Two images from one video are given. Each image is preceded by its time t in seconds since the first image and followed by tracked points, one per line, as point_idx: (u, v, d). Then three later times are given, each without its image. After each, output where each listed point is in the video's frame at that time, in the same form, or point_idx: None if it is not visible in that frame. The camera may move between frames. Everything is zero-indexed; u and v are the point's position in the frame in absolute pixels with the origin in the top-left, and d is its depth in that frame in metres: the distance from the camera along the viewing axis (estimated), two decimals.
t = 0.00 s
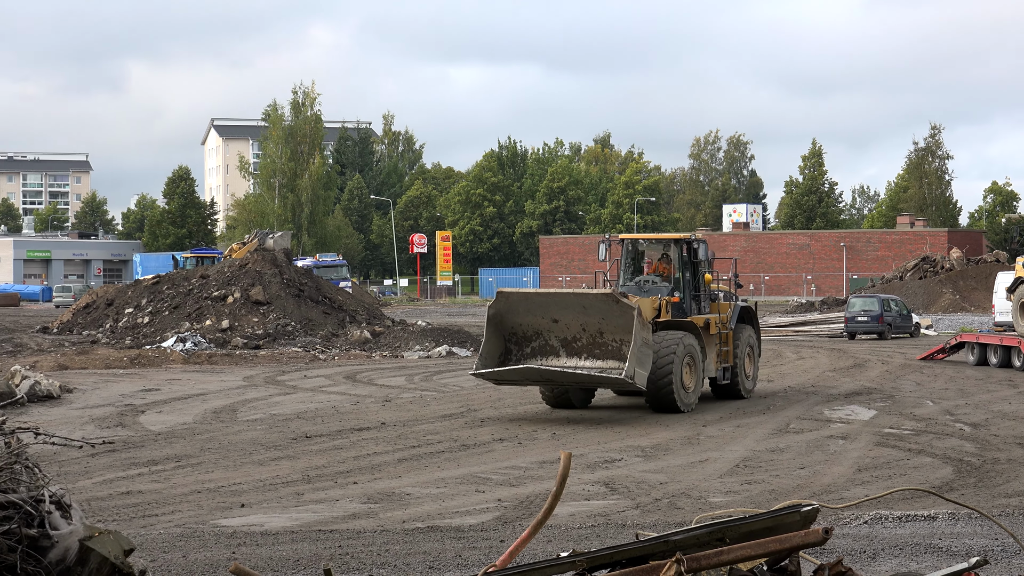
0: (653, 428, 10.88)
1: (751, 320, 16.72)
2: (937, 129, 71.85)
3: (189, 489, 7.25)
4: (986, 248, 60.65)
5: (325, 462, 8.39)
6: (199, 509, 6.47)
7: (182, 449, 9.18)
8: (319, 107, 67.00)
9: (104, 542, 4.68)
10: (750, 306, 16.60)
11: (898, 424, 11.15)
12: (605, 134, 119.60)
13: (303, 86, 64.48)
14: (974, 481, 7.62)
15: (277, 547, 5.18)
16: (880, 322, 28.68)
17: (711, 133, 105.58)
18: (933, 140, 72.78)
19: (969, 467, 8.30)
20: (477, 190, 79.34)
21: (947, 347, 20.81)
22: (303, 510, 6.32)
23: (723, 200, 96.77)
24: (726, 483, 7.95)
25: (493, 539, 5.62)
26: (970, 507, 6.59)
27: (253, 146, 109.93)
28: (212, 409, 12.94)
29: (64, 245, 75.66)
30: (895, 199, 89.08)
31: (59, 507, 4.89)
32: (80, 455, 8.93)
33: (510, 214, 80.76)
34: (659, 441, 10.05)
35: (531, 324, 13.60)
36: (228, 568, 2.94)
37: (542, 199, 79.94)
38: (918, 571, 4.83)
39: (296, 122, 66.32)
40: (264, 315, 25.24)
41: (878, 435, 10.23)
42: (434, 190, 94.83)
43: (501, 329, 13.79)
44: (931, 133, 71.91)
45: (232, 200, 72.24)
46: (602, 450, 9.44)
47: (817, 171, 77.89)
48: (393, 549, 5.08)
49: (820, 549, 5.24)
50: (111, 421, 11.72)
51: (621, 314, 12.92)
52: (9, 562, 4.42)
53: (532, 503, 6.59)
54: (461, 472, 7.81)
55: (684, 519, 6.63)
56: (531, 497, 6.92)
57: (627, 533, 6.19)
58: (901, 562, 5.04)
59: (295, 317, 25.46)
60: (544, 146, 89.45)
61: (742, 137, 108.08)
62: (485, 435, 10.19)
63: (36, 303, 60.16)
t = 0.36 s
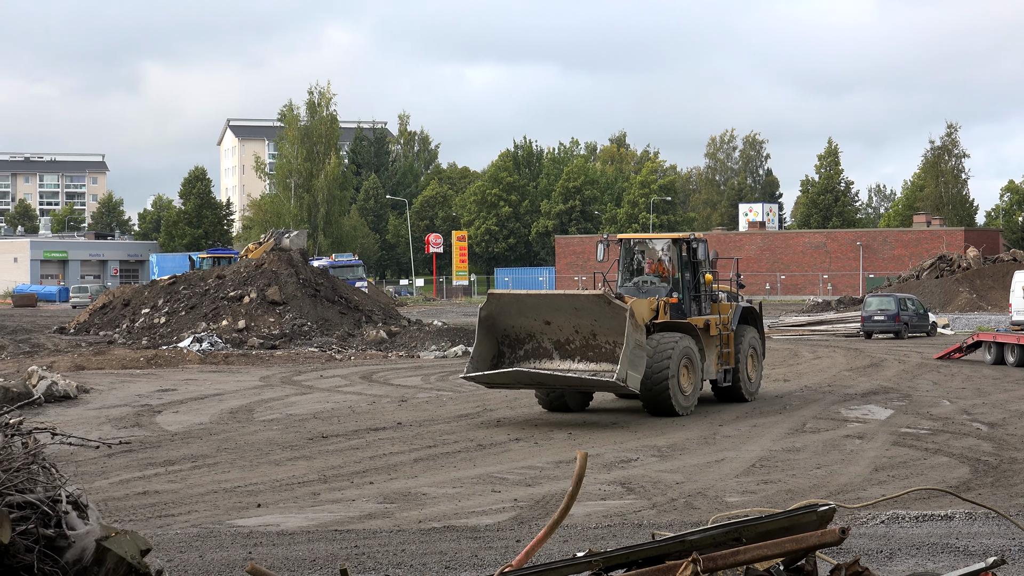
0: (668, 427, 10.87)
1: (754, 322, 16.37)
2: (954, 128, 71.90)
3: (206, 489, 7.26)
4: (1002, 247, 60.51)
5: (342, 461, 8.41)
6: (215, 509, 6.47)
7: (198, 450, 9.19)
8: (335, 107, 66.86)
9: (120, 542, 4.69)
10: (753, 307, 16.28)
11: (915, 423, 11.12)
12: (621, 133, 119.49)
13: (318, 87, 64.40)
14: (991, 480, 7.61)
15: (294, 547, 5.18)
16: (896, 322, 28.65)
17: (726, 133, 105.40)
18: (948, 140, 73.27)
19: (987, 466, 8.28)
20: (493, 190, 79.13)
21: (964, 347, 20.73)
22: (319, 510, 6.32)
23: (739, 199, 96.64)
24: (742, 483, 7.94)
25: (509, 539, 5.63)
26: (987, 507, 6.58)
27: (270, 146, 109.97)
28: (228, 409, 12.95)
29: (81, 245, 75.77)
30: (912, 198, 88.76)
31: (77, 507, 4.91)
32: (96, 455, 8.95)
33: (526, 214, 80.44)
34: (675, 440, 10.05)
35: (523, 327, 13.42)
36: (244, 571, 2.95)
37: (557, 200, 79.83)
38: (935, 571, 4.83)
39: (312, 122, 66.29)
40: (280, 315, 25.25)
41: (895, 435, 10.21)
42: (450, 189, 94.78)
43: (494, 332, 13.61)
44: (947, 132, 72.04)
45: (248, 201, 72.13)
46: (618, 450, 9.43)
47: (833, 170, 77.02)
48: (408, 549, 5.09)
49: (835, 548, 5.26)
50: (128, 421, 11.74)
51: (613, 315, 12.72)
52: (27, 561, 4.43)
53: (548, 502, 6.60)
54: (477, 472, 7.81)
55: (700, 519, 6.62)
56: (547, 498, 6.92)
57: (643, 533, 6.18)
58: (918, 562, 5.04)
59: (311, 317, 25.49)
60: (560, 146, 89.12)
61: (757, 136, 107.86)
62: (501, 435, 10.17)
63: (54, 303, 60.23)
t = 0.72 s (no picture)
0: (685, 428, 10.89)
1: (757, 323, 16.02)
2: (970, 127, 71.94)
3: (224, 489, 7.27)
4: (1019, 246, 60.31)
5: (359, 461, 8.42)
6: (233, 509, 6.48)
7: (216, 450, 9.19)
8: (351, 107, 66.67)
9: (138, 541, 4.71)
10: (757, 308, 15.90)
11: (933, 423, 11.12)
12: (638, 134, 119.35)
13: (335, 86, 64.11)
14: (1009, 480, 7.60)
15: (311, 547, 5.19)
16: (914, 321, 28.62)
17: (743, 133, 105.29)
18: (966, 139, 72.97)
19: (1005, 466, 8.27)
20: (509, 190, 78.82)
21: (981, 347, 20.69)
22: (337, 510, 6.33)
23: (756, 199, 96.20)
24: (759, 482, 7.94)
25: (527, 539, 5.63)
26: (1005, 507, 6.57)
27: (287, 146, 109.80)
28: (246, 410, 12.96)
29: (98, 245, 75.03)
30: (929, 197, 88.34)
31: (95, 507, 4.93)
32: (115, 455, 8.97)
33: (543, 214, 80.10)
34: (692, 440, 10.06)
35: (514, 328, 13.12)
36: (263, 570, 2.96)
37: (574, 199, 78.31)
38: (953, 570, 4.84)
39: (328, 122, 66.14)
40: (297, 315, 25.28)
41: (912, 435, 10.19)
42: (467, 189, 94.70)
43: (485, 334, 13.32)
44: (964, 132, 72.04)
45: (265, 201, 71.94)
46: (635, 450, 9.42)
47: (850, 169, 76.70)
48: (425, 549, 5.09)
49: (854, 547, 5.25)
50: (146, 421, 11.76)
51: (604, 316, 12.40)
52: (46, 560, 4.44)
53: (566, 502, 6.59)
54: (495, 472, 7.82)
55: (717, 519, 6.62)
56: (565, 497, 6.92)
57: (661, 533, 6.18)
58: (935, 562, 5.04)
59: (328, 318, 25.55)
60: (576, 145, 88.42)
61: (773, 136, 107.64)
62: (518, 435, 10.19)
63: (71, 304, 60.19)
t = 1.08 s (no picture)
0: (704, 427, 10.90)
1: (761, 322, 15.70)
2: (991, 125, 71.69)
3: (244, 488, 7.28)
4: None
5: (380, 460, 8.44)
6: (254, 507, 6.49)
7: (236, 449, 9.21)
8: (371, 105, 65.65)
9: (159, 540, 4.73)
10: (759, 307, 15.58)
11: (953, 422, 11.09)
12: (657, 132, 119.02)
13: (355, 84, 63.38)
14: None
15: (331, 546, 5.18)
16: (934, 320, 28.58)
17: (763, 131, 104.89)
18: (987, 137, 72.65)
19: None
20: (528, 189, 78.36)
21: (1003, 345, 20.64)
22: (357, 509, 6.34)
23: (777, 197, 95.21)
24: (779, 481, 7.93)
25: (547, 537, 5.64)
26: None
27: (306, 145, 109.62)
28: (266, 408, 12.98)
29: (120, 245, 75.20)
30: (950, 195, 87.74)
31: (116, 506, 4.95)
32: (135, 454, 8.99)
33: (562, 213, 79.52)
34: (712, 439, 10.08)
35: (509, 329, 12.90)
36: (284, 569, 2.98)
37: (593, 198, 77.18)
38: (974, 570, 4.85)
39: (348, 122, 65.09)
40: (317, 315, 25.17)
41: (933, 433, 10.16)
42: (487, 187, 94.49)
43: (478, 334, 13.09)
44: (985, 130, 71.81)
45: (285, 201, 71.76)
46: (655, 449, 9.42)
47: (871, 167, 75.60)
48: (447, 547, 5.10)
49: (874, 546, 5.25)
50: (166, 420, 11.78)
51: (599, 317, 12.19)
52: (68, 559, 4.44)
53: (586, 501, 6.58)
54: (514, 471, 7.83)
55: (738, 518, 6.62)
56: (586, 496, 6.92)
57: (680, 532, 6.19)
58: (955, 561, 5.05)
59: (348, 317, 25.47)
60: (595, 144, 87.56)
61: (792, 134, 107.14)
62: (537, 434, 10.20)
63: (90, 304, 60.21)
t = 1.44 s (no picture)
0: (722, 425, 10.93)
1: (764, 323, 15.38)
2: (1011, 122, 71.58)
3: (263, 486, 7.28)
4: None
5: (402, 458, 8.46)
6: (272, 505, 6.50)
7: (255, 447, 9.23)
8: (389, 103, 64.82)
9: (179, 538, 4.73)
10: (762, 307, 15.28)
11: (972, 419, 11.09)
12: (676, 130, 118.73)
13: (373, 82, 62.64)
14: None
15: (351, 543, 5.19)
16: (953, 317, 28.56)
17: (781, 128, 104.53)
18: (1006, 134, 72.53)
19: None
20: (547, 187, 77.51)
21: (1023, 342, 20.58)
22: (376, 507, 6.34)
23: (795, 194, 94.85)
24: (798, 479, 7.94)
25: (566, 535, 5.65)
26: None
27: (324, 144, 109.46)
28: (285, 407, 13.02)
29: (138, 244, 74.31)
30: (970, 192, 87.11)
31: (135, 504, 4.96)
32: (155, 452, 9.02)
33: (581, 211, 77.82)
34: (731, 437, 10.11)
35: (501, 328, 12.62)
36: (305, 566, 2.98)
37: (612, 195, 76.52)
38: (993, 567, 4.89)
39: (366, 120, 64.38)
40: (336, 312, 25.18)
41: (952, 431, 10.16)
42: (505, 185, 94.27)
43: (471, 334, 12.82)
44: (1005, 126, 71.76)
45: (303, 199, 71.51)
46: (674, 447, 9.43)
47: (889, 165, 75.44)
48: (465, 545, 5.11)
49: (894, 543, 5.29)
50: (185, 418, 11.82)
51: (592, 316, 11.88)
52: (88, 556, 4.46)
53: (604, 499, 6.57)
54: (533, 469, 7.83)
55: (757, 515, 6.64)
56: (604, 493, 6.93)
57: (700, 530, 6.20)
58: (976, 558, 5.09)
59: (366, 315, 25.47)
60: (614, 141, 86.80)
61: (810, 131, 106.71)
62: (555, 432, 10.22)
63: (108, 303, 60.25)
